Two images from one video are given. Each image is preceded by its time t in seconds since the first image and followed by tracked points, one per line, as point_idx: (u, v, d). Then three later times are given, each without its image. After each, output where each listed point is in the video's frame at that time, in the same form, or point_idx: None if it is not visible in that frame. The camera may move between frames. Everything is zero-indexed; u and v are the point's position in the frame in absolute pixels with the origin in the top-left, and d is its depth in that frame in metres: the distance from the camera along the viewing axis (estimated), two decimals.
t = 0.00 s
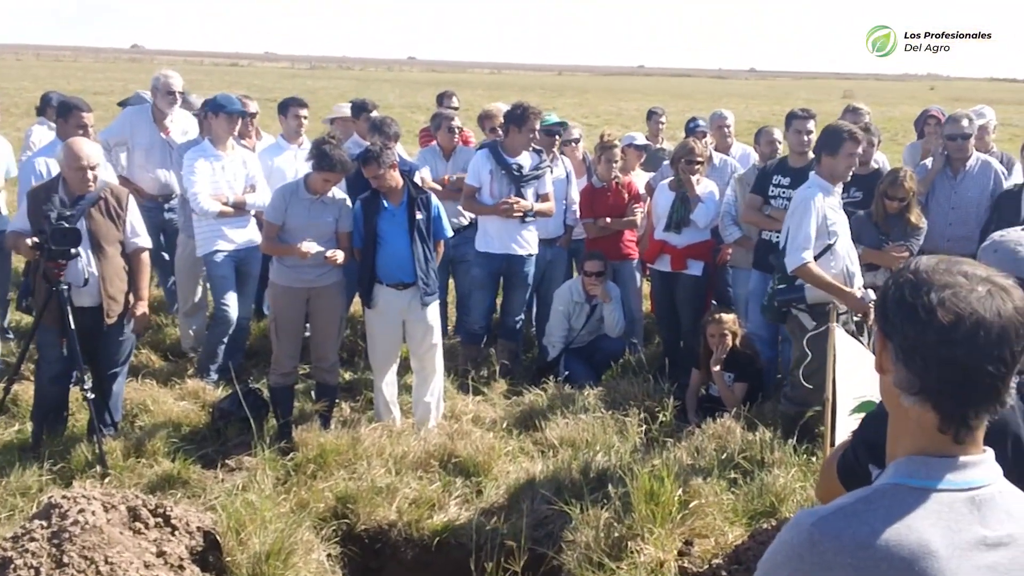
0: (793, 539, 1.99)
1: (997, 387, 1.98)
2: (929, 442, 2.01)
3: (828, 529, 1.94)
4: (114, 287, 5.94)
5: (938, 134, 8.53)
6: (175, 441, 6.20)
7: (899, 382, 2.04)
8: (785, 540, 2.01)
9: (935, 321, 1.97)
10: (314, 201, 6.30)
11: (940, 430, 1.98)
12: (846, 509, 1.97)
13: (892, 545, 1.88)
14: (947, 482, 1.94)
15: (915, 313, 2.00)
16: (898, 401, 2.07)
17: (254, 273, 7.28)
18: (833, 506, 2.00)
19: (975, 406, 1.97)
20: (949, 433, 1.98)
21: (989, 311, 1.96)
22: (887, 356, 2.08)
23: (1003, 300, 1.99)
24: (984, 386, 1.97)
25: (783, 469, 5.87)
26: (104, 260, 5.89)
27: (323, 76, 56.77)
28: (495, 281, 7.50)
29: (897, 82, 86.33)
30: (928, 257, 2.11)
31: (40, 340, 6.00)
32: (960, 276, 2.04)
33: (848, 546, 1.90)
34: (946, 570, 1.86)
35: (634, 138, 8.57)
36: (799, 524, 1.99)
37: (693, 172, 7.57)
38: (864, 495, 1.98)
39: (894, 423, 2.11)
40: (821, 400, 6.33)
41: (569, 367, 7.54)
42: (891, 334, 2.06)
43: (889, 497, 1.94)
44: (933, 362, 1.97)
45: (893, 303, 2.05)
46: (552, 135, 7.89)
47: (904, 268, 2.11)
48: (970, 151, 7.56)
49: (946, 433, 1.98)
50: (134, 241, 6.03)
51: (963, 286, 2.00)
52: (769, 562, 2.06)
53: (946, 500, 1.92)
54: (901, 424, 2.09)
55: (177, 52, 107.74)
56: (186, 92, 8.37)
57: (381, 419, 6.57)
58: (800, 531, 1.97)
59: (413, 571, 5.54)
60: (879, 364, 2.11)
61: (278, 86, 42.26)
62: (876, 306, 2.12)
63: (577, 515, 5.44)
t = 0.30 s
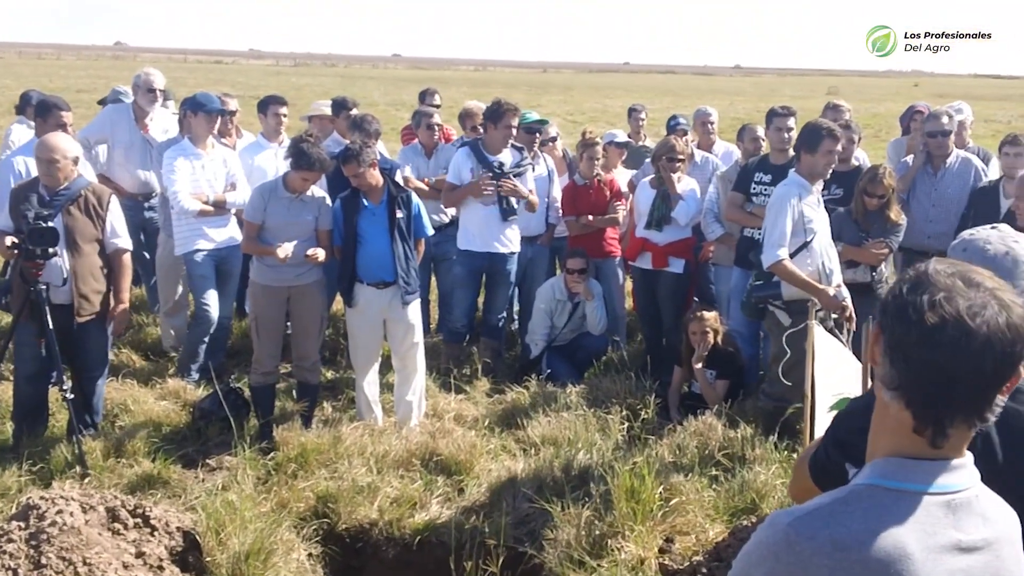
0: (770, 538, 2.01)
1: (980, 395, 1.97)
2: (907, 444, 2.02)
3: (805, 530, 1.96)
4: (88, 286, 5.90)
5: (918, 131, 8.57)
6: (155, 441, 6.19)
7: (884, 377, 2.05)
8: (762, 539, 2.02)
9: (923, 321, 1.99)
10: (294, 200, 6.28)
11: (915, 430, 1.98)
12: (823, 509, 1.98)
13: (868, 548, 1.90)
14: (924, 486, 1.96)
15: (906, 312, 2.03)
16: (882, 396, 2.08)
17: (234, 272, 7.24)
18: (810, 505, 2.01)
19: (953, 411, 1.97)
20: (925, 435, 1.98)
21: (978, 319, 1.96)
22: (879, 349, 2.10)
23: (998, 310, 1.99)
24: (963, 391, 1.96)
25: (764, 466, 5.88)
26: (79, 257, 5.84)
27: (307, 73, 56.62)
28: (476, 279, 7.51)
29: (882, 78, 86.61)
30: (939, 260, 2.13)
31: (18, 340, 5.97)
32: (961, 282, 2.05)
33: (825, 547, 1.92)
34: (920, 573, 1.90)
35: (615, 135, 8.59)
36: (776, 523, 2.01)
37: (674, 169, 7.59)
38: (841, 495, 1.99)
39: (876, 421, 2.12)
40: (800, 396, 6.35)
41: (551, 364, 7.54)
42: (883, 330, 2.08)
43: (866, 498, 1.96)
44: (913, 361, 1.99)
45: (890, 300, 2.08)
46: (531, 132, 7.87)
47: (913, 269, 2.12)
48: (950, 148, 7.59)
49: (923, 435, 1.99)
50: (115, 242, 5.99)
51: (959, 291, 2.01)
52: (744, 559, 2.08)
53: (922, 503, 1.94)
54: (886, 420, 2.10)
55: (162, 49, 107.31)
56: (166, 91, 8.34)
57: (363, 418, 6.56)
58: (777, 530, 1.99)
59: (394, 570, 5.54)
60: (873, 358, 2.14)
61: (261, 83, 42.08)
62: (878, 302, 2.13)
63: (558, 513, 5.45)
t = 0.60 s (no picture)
0: (750, 532, 2.05)
1: (968, 400, 1.99)
2: (893, 445, 2.05)
3: (784, 526, 2.00)
4: (61, 284, 5.87)
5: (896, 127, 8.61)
6: (133, 439, 6.17)
7: (873, 377, 2.07)
8: (741, 532, 2.06)
9: (916, 323, 2.00)
10: (269, 197, 6.26)
11: (902, 431, 2.00)
12: (804, 506, 2.02)
13: (846, 547, 1.94)
14: (906, 488, 1.99)
15: (898, 313, 2.03)
16: (870, 396, 2.10)
17: (212, 270, 7.22)
18: (792, 501, 2.05)
19: (940, 414, 1.98)
20: (911, 437, 2.00)
21: (971, 324, 1.97)
22: (869, 349, 2.11)
23: (991, 316, 2.00)
24: (951, 396, 1.98)
25: (742, 460, 5.89)
26: (51, 255, 5.82)
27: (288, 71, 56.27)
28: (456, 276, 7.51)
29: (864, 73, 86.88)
30: (935, 263, 2.14)
31: None
32: (957, 286, 2.06)
33: (804, 544, 1.96)
34: None
35: (594, 131, 8.61)
36: (757, 517, 2.05)
37: (653, 164, 7.57)
38: (823, 493, 2.02)
39: (862, 420, 2.15)
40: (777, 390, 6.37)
41: (532, 361, 7.52)
42: (875, 329, 2.09)
43: (847, 498, 1.99)
44: (903, 363, 2.00)
45: (883, 301, 2.09)
46: (512, 128, 7.80)
47: (907, 270, 2.14)
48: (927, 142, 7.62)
49: (908, 437, 2.01)
50: (90, 241, 5.92)
51: (954, 295, 2.02)
52: (723, 550, 2.12)
53: (904, 505, 1.98)
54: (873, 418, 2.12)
55: (144, 46, 106.82)
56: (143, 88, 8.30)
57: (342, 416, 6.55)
58: (758, 525, 2.03)
59: (372, 567, 5.54)
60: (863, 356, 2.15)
61: (242, 80, 41.82)
62: (871, 303, 2.14)
63: (537, 509, 5.45)
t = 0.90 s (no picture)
0: (713, 524, 2.02)
1: (933, 394, 1.91)
2: (860, 438, 2.00)
3: (747, 518, 1.97)
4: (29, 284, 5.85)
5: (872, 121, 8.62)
6: (107, 437, 6.14)
7: (839, 372, 2.00)
8: (705, 524, 2.03)
9: (880, 317, 1.93)
10: (242, 192, 6.22)
11: (867, 426, 1.93)
12: (768, 498, 1.99)
13: (809, 540, 1.92)
14: (871, 482, 1.96)
15: (864, 307, 1.96)
16: (836, 389, 2.03)
17: (188, 267, 7.20)
18: (755, 494, 2.02)
19: (905, 409, 1.91)
20: (876, 431, 1.93)
21: (936, 318, 1.90)
22: (836, 343, 2.03)
23: (956, 309, 1.92)
24: (916, 390, 1.90)
25: (717, 453, 5.91)
26: (20, 255, 5.79)
27: (268, 66, 56.09)
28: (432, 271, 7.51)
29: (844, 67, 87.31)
30: (902, 257, 2.07)
31: None
32: (922, 279, 1.99)
33: (766, 537, 1.94)
34: (860, 570, 1.91)
35: (570, 125, 8.63)
36: (720, 509, 2.01)
37: (628, 158, 7.58)
38: (788, 487, 2.00)
39: (829, 415, 2.09)
40: (750, 382, 6.44)
41: (509, 356, 7.54)
42: (841, 324, 2.02)
43: (812, 491, 1.96)
44: (868, 357, 1.93)
45: (849, 295, 2.02)
46: (488, 123, 7.80)
47: (875, 265, 2.06)
48: (899, 135, 7.64)
49: (874, 431, 1.93)
50: (57, 241, 5.91)
51: (918, 290, 1.95)
52: (685, 542, 2.09)
53: (868, 498, 1.94)
54: (841, 410, 2.06)
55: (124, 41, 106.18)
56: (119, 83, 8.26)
57: (318, 412, 6.54)
58: (721, 517, 2.00)
59: (347, 563, 5.55)
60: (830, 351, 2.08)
61: (221, 75, 41.67)
62: (838, 297, 2.07)
63: (513, 504, 5.45)
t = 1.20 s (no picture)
0: (670, 518, 1.99)
1: (882, 385, 1.92)
2: (813, 429, 2.01)
3: (703, 511, 1.95)
4: None
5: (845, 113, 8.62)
6: (77, 435, 6.11)
7: (790, 364, 2.01)
8: (661, 518, 2.01)
9: (827, 309, 1.94)
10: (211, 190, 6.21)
11: (818, 416, 1.93)
12: (724, 490, 1.97)
13: (763, 531, 1.90)
14: (825, 472, 1.96)
15: (812, 299, 1.98)
16: (788, 382, 2.05)
17: (159, 263, 7.16)
18: (711, 486, 2.00)
19: (855, 399, 1.92)
20: (827, 422, 1.93)
21: (882, 309, 1.91)
22: (788, 336, 2.05)
23: (902, 299, 1.94)
24: (864, 380, 1.91)
25: (689, 445, 5.93)
26: None
27: (245, 59, 55.83)
28: (405, 265, 7.50)
29: (821, 59, 87.69)
30: (851, 250, 2.09)
31: None
32: (869, 271, 2.00)
33: (721, 530, 1.92)
34: (813, 560, 1.90)
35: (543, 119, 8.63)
36: (677, 503, 1.99)
37: (602, 152, 7.59)
38: (744, 478, 1.98)
39: (784, 407, 2.11)
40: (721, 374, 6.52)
41: (482, 350, 7.54)
42: (792, 318, 2.03)
43: (767, 483, 1.95)
44: (817, 349, 1.94)
45: (799, 288, 2.03)
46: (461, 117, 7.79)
47: (824, 258, 2.08)
48: (868, 127, 7.68)
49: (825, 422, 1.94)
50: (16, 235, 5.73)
51: (866, 281, 1.96)
52: (643, 537, 2.07)
53: (821, 489, 1.94)
54: (795, 401, 2.07)
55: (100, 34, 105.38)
56: (91, 79, 8.21)
57: (291, 408, 6.53)
58: (677, 511, 1.98)
59: (319, 559, 5.56)
60: (783, 345, 2.09)
61: (199, 70, 41.40)
62: (788, 290, 2.08)
63: (485, 498, 5.45)
